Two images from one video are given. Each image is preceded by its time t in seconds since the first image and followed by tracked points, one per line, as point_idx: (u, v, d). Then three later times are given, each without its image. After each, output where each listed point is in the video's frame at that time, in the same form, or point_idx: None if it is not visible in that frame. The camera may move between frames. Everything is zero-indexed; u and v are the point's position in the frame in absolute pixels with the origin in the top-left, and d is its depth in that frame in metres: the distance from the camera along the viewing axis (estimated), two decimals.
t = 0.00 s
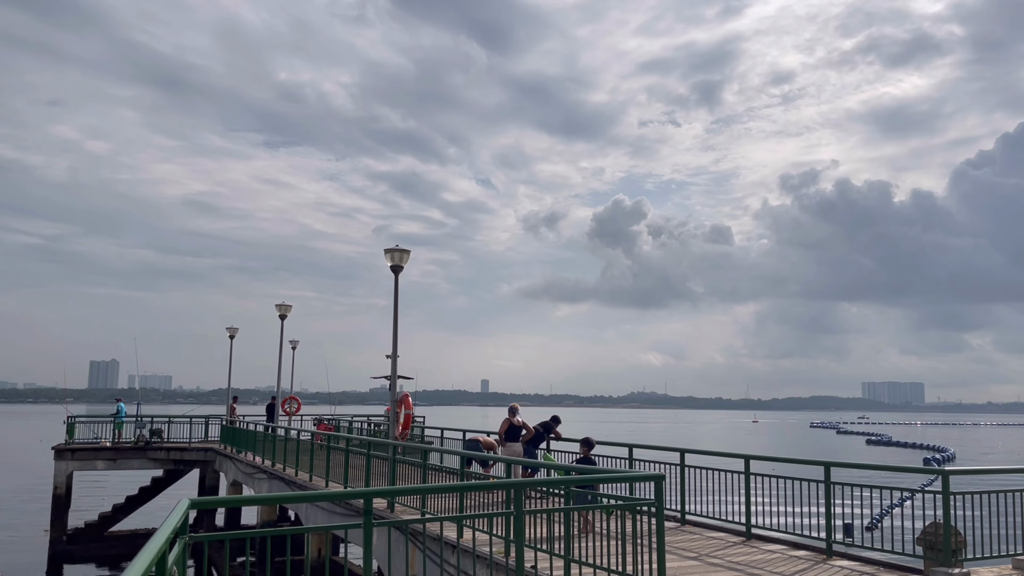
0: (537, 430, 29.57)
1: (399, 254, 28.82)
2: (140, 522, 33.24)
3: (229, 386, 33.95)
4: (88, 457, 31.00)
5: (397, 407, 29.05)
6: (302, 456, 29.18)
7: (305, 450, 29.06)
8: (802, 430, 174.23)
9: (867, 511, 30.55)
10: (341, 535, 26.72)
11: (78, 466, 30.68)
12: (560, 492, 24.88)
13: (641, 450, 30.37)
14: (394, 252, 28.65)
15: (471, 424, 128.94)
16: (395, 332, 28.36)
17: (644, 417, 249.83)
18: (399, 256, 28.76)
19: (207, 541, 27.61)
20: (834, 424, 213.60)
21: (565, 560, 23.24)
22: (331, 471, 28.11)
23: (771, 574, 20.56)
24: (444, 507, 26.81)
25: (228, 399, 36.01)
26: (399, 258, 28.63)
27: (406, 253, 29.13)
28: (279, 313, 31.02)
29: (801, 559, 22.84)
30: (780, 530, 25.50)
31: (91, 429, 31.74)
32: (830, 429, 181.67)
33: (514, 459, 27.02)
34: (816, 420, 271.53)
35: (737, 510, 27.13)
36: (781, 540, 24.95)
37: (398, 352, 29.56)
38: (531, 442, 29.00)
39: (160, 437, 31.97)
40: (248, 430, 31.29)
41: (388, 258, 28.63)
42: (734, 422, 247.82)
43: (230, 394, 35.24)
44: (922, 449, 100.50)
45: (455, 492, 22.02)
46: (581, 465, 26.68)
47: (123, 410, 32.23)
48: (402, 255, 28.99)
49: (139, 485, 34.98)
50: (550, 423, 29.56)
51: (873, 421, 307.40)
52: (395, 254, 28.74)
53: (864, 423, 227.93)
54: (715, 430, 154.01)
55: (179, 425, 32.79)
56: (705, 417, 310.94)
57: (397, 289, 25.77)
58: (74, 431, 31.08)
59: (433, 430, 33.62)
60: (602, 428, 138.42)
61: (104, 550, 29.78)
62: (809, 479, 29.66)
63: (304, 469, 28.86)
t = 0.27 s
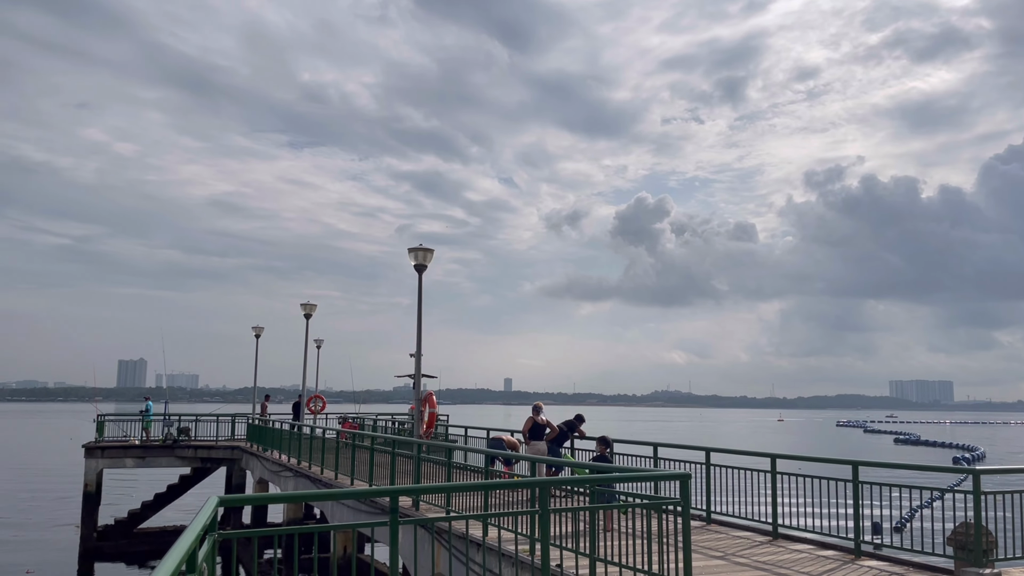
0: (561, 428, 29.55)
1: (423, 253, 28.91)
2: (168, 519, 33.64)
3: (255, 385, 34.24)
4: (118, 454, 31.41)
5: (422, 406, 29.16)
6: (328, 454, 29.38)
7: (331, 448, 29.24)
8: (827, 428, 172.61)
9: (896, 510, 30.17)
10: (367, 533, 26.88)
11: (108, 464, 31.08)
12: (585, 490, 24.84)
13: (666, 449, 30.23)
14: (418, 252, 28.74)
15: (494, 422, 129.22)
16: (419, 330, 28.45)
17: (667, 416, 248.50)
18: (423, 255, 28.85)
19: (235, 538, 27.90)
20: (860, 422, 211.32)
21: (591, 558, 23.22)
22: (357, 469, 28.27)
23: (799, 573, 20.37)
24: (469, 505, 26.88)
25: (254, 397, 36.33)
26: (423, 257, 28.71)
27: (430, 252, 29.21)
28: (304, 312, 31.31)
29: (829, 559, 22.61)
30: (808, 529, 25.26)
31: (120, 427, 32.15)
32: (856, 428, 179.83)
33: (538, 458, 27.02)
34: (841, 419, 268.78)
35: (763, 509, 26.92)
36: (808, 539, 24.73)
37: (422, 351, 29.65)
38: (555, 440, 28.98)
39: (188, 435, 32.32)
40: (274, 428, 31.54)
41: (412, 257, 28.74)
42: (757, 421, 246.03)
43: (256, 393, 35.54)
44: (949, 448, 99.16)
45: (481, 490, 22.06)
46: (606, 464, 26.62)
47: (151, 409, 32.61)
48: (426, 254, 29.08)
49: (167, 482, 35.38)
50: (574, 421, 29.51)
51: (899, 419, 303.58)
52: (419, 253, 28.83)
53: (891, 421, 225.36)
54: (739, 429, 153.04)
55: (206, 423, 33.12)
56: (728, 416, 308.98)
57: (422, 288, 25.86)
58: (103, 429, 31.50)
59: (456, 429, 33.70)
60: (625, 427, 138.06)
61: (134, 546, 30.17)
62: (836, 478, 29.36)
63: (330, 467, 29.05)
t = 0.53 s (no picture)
0: (585, 427, 29.50)
1: (447, 251, 28.96)
2: (197, 517, 34.04)
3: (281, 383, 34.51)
4: (147, 452, 31.80)
5: (446, 404, 29.23)
6: (354, 452, 29.56)
7: (356, 446, 29.43)
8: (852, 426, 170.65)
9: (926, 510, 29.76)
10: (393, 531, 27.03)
11: (138, 462, 31.48)
12: (611, 489, 24.80)
13: (691, 447, 30.08)
14: (442, 250, 28.80)
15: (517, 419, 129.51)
16: (443, 329, 28.51)
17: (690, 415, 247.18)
18: (447, 254, 28.90)
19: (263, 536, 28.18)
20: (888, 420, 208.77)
21: (617, 557, 23.17)
22: (382, 468, 28.43)
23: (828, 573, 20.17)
24: (494, 503, 26.94)
25: (280, 396, 36.65)
26: (447, 256, 28.76)
27: (454, 250, 29.27)
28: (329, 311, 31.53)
29: (858, 558, 22.37)
30: (836, 528, 25.01)
31: (149, 425, 32.55)
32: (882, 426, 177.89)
33: (562, 456, 26.99)
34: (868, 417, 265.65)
35: (791, 508, 26.69)
36: (837, 538, 24.47)
37: (447, 349, 29.71)
38: (580, 439, 28.92)
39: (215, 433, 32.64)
40: (300, 426, 31.79)
41: (436, 256, 28.80)
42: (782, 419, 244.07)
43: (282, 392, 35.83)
44: (980, 447, 97.67)
45: (506, 488, 22.09)
46: (631, 462, 26.54)
47: (179, 407, 32.99)
48: (450, 253, 29.13)
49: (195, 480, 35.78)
50: (598, 420, 29.45)
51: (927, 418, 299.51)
52: (443, 252, 28.89)
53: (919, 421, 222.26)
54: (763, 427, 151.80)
55: (233, 422, 33.45)
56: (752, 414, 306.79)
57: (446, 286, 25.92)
58: (133, 427, 31.92)
59: (481, 427, 33.76)
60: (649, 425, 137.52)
61: (163, 543, 30.57)
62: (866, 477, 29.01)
63: (356, 465, 29.23)
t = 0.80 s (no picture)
0: (610, 425, 29.41)
1: (471, 250, 28.95)
2: (224, 514, 34.38)
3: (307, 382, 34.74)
4: (175, 450, 32.12)
5: (471, 403, 29.26)
6: (379, 450, 29.70)
7: (382, 445, 29.56)
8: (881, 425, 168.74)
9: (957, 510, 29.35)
10: (419, 529, 27.14)
11: (166, 460, 31.78)
12: (636, 487, 24.70)
13: (717, 446, 29.86)
14: (466, 249, 28.80)
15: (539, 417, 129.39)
16: (467, 328, 28.51)
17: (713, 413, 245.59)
18: (470, 252, 28.89)
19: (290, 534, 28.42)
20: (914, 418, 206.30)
21: (643, 556, 23.08)
22: (407, 466, 28.53)
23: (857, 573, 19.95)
24: (519, 502, 26.96)
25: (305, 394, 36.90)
26: (471, 255, 28.77)
27: (478, 249, 29.28)
28: (354, 310, 31.70)
29: (888, 558, 22.10)
30: (865, 528, 24.73)
31: (177, 423, 32.85)
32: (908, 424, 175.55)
33: (587, 454, 26.92)
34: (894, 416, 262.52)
35: (819, 507, 26.43)
36: (866, 538, 24.21)
37: (471, 347, 29.73)
38: (605, 437, 28.85)
39: (242, 431, 32.93)
40: (326, 425, 31.98)
41: (460, 254, 28.81)
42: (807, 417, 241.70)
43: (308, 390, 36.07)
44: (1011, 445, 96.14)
45: (531, 487, 22.07)
46: (656, 461, 26.43)
47: (207, 406, 33.31)
48: (473, 251, 29.13)
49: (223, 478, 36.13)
50: (623, 418, 29.34)
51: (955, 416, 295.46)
52: (467, 250, 28.89)
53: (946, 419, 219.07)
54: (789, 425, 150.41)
55: (260, 420, 33.72)
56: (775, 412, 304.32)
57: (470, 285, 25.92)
58: (161, 426, 32.23)
59: (505, 425, 33.78)
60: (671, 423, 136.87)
61: (191, 540, 30.91)
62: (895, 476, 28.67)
63: (381, 463, 29.37)
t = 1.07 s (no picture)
0: (635, 423, 29.37)
1: (494, 248, 28.98)
2: (252, 511, 34.74)
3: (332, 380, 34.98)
4: (203, 448, 32.43)
5: (495, 401, 29.29)
6: (404, 448, 29.84)
7: (407, 443, 29.69)
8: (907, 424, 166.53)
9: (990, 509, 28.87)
10: (444, 526, 27.25)
11: (195, 458, 32.07)
12: (662, 486, 24.62)
13: (743, 444, 29.66)
14: (489, 247, 28.84)
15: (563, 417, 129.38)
16: (491, 326, 28.55)
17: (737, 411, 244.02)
18: (494, 251, 28.92)
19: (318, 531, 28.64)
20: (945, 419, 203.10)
21: (670, 555, 23.00)
22: (433, 464, 28.64)
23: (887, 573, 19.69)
24: (545, 500, 27.00)
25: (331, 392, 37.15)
26: (495, 253, 28.82)
27: (501, 247, 29.32)
28: (378, 309, 31.90)
29: (918, 558, 21.84)
30: (895, 527, 24.44)
31: (205, 422, 33.16)
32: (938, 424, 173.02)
33: (613, 452, 26.87)
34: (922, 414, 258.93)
35: (847, 506, 26.16)
36: (895, 537, 23.93)
37: (495, 346, 29.78)
38: (630, 435, 28.79)
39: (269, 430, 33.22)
40: (351, 423, 32.20)
41: (484, 253, 28.85)
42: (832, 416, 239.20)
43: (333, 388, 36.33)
44: None
45: (557, 485, 22.06)
46: (682, 459, 26.33)
47: (234, 404, 33.64)
48: (497, 250, 29.15)
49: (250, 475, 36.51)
50: (648, 416, 29.29)
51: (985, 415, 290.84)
52: (491, 249, 28.93)
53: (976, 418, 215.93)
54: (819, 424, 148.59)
55: (286, 418, 34.01)
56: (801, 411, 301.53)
57: (494, 284, 25.96)
58: (190, 424, 32.54)
59: (530, 423, 33.81)
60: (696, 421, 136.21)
61: (220, 537, 31.27)
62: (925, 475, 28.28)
63: (407, 461, 29.50)
